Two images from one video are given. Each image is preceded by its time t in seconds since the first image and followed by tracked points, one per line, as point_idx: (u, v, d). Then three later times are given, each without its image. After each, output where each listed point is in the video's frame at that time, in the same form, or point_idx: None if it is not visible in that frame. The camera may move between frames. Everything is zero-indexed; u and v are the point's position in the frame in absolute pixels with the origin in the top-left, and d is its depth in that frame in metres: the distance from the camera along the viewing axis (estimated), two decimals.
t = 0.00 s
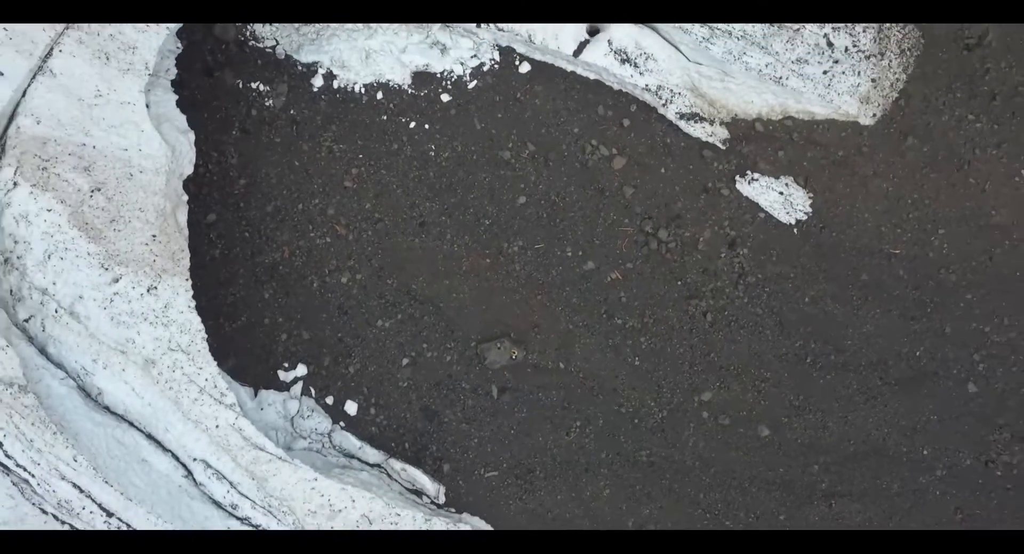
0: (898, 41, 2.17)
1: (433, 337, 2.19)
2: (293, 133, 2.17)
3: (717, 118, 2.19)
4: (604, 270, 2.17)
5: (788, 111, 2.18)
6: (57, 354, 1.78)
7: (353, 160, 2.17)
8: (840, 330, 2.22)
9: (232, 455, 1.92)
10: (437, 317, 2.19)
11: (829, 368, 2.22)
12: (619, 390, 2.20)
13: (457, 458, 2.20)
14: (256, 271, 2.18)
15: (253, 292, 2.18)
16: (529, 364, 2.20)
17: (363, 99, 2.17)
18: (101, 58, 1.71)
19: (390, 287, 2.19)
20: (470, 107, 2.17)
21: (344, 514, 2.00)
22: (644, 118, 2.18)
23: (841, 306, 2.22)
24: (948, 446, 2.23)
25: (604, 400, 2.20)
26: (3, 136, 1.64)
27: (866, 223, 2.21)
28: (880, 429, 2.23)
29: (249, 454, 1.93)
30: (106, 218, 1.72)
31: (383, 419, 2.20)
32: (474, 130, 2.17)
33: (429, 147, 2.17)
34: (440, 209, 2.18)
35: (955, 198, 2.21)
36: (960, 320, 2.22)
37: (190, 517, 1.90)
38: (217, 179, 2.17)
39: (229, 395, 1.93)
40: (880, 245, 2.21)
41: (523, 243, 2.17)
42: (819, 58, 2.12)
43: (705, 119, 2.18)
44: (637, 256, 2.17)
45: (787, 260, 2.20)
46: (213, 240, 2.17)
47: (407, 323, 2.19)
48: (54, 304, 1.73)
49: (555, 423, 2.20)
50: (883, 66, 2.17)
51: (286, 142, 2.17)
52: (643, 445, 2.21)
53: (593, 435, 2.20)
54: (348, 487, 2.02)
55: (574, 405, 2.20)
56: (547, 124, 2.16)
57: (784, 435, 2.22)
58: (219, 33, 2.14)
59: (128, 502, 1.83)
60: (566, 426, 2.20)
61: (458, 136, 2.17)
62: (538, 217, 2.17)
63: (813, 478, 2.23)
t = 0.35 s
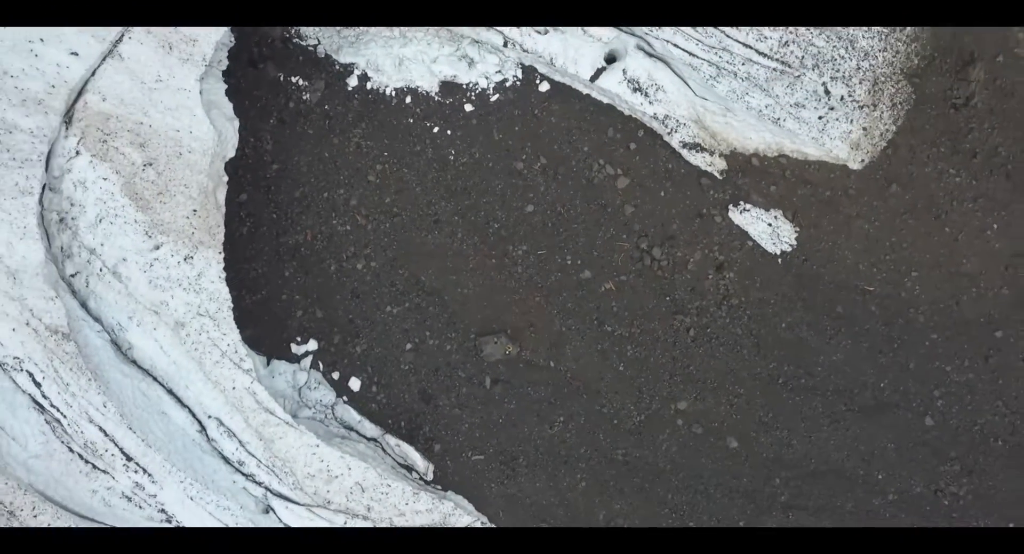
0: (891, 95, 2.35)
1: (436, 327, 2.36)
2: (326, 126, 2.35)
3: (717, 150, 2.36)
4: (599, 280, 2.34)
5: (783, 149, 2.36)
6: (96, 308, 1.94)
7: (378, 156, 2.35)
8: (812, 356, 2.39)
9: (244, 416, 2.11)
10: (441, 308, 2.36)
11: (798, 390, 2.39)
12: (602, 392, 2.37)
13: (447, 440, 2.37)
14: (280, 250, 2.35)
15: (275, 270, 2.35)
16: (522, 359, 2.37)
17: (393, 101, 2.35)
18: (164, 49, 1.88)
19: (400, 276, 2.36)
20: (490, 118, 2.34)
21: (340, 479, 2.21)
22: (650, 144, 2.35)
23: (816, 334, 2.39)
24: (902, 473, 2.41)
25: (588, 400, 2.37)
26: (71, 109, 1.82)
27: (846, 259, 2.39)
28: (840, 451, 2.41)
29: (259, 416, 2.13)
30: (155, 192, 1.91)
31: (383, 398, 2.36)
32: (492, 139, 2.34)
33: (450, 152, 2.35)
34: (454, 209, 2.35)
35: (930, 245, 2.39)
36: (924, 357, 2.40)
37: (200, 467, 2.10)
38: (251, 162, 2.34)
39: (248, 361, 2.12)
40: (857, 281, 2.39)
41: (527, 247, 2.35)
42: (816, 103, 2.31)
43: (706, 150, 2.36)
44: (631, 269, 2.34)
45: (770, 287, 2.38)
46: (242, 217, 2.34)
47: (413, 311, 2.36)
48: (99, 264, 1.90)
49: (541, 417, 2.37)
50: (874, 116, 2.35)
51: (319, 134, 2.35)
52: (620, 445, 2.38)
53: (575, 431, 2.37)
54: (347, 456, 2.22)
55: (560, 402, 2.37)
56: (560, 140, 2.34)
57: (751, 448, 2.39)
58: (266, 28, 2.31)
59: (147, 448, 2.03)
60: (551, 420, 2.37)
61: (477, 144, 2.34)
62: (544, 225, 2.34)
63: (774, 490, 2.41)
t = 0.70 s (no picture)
0: (879, 137, 2.52)
1: (439, 319, 2.54)
2: (352, 124, 2.52)
3: (713, 176, 2.52)
4: (594, 287, 2.52)
5: (776, 180, 2.52)
6: (131, 277, 2.12)
7: (398, 156, 2.52)
8: (786, 374, 2.56)
9: (258, 387, 2.29)
10: (445, 302, 2.54)
11: (771, 405, 2.57)
12: (588, 392, 2.54)
13: (441, 424, 2.55)
14: (300, 236, 2.52)
15: (294, 254, 2.52)
16: (517, 355, 2.55)
17: (416, 106, 2.52)
18: (215, 47, 2.06)
19: (410, 269, 2.53)
20: (505, 130, 2.51)
21: (341, 451, 2.41)
22: (652, 165, 2.51)
23: (791, 354, 2.56)
24: (861, 489, 2.59)
25: (575, 398, 2.55)
26: (127, 95, 2.00)
27: (826, 287, 2.56)
28: (806, 465, 2.58)
29: (272, 388, 2.31)
30: (194, 176, 2.09)
31: (385, 381, 2.54)
32: (505, 149, 2.51)
33: (465, 157, 2.52)
34: (464, 211, 2.52)
35: (904, 279, 2.56)
36: (891, 383, 2.57)
37: (214, 430, 2.28)
38: (279, 152, 2.51)
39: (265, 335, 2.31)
40: (834, 308, 2.56)
41: (529, 252, 2.52)
42: (808, 140, 2.49)
43: (704, 175, 2.52)
44: (624, 280, 2.51)
45: (753, 307, 2.54)
46: (267, 204, 2.51)
47: (420, 302, 2.54)
48: (138, 237, 2.08)
49: (530, 410, 2.55)
50: (862, 156, 2.52)
51: (345, 132, 2.52)
52: (601, 442, 2.55)
53: (561, 426, 2.55)
54: (348, 431, 2.41)
55: (548, 398, 2.55)
56: (568, 155, 2.50)
57: (723, 455, 2.57)
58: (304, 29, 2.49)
59: (167, 408, 2.20)
60: (539, 414, 2.55)
61: (491, 152, 2.51)
62: (547, 233, 2.51)
63: (741, 495, 2.58)
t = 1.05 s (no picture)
0: (864, 168, 2.70)
1: (443, 313, 2.72)
2: (373, 127, 2.70)
3: (708, 195, 2.70)
4: (589, 292, 2.70)
5: (766, 203, 2.70)
6: (163, 257, 2.29)
7: (415, 159, 2.70)
8: (764, 384, 2.74)
9: (273, 365, 2.47)
10: (450, 297, 2.72)
11: (749, 412, 2.74)
12: (578, 389, 2.72)
13: (440, 411, 2.72)
14: (319, 228, 2.70)
15: (313, 244, 2.70)
16: (513, 351, 2.72)
17: (434, 114, 2.70)
18: (255, 51, 2.24)
19: (419, 265, 2.71)
20: (516, 140, 2.69)
21: (346, 430, 2.59)
22: (651, 181, 2.69)
23: (771, 365, 2.74)
24: (828, 495, 2.77)
25: (566, 395, 2.72)
26: (172, 92, 2.18)
27: (806, 305, 2.73)
28: (778, 469, 2.76)
29: (285, 367, 2.49)
30: (228, 168, 2.27)
31: (390, 368, 2.72)
32: (514, 159, 2.69)
33: (476, 164, 2.69)
34: (472, 214, 2.70)
35: (880, 302, 2.74)
36: (862, 398, 2.75)
37: (230, 403, 2.46)
38: (303, 148, 2.69)
39: (283, 318, 2.49)
40: (813, 325, 2.74)
41: (531, 256, 2.70)
42: (798, 166, 2.67)
43: (698, 194, 2.69)
44: (618, 287, 2.69)
45: (737, 319, 2.72)
46: (290, 196, 2.68)
47: (426, 296, 2.71)
48: (173, 222, 2.25)
49: (523, 403, 2.73)
50: (848, 184, 2.70)
51: (367, 133, 2.70)
52: (588, 437, 2.73)
53: (551, 420, 2.73)
54: (353, 411, 2.60)
55: (541, 393, 2.72)
56: (573, 167, 2.68)
57: (701, 456, 2.75)
58: (334, 35, 2.66)
59: (189, 380, 2.39)
60: (531, 407, 2.73)
61: (501, 160, 2.69)
62: (549, 238, 2.69)
63: (715, 494, 2.76)
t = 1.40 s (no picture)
0: (852, 197, 2.87)
1: (448, 307, 2.90)
2: (395, 129, 2.87)
3: (704, 213, 2.87)
4: (586, 297, 2.87)
5: (758, 224, 2.87)
6: (194, 238, 2.47)
7: (431, 161, 2.87)
8: (745, 393, 2.91)
9: (288, 344, 2.65)
10: (456, 293, 2.89)
11: (729, 419, 2.92)
12: (570, 387, 2.90)
13: (439, 399, 2.90)
14: (338, 219, 2.87)
15: (331, 235, 2.87)
16: (512, 347, 2.90)
17: (452, 120, 2.87)
18: (292, 54, 2.43)
19: (429, 261, 2.89)
20: (527, 150, 2.86)
21: (351, 410, 2.78)
22: (651, 196, 2.86)
23: (752, 376, 2.91)
24: (797, 501, 2.95)
25: (558, 391, 2.90)
26: (213, 87, 2.37)
27: (789, 322, 2.90)
28: (752, 474, 2.94)
29: (299, 347, 2.67)
30: (260, 160, 2.45)
31: (395, 356, 2.89)
32: (524, 167, 2.86)
33: (488, 170, 2.87)
34: (482, 216, 2.87)
35: (859, 324, 2.91)
36: (836, 413, 2.92)
37: (246, 377, 2.64)
38: (327, 144, 2.86)
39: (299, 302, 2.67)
40: (794, 341, 2.91)
41: (534, 259, 2.87)
42: (790, 192, 2.84)
43: (695, 211, 2.86)
44: (613, 294, 2.86)
45: (723, 331, 2.89)
46: (312, 188, 2.86)
47: (434, 291, 2.89)
48: (205, 206, 2.44)
49: (517, 396, 2.90)
50: (836, 212, 2.87)
51: (388, 134, 2.87)
52: (576, 432, 2.91)
53: (543, 414, 2.91)
54: (358, 393, 2.78)
55: (535, 388, 2.90)
56: (579, 179, 2.85)
57: (681, 456, 2.92)
58: (363, 41, 2.82)
59: (209, 353, 2.57)
60: (524, 400, 2.91)
61: (511, 168, 2.86)
62: (551, 243, 2.86)
63: (692, 494, 2.94)
